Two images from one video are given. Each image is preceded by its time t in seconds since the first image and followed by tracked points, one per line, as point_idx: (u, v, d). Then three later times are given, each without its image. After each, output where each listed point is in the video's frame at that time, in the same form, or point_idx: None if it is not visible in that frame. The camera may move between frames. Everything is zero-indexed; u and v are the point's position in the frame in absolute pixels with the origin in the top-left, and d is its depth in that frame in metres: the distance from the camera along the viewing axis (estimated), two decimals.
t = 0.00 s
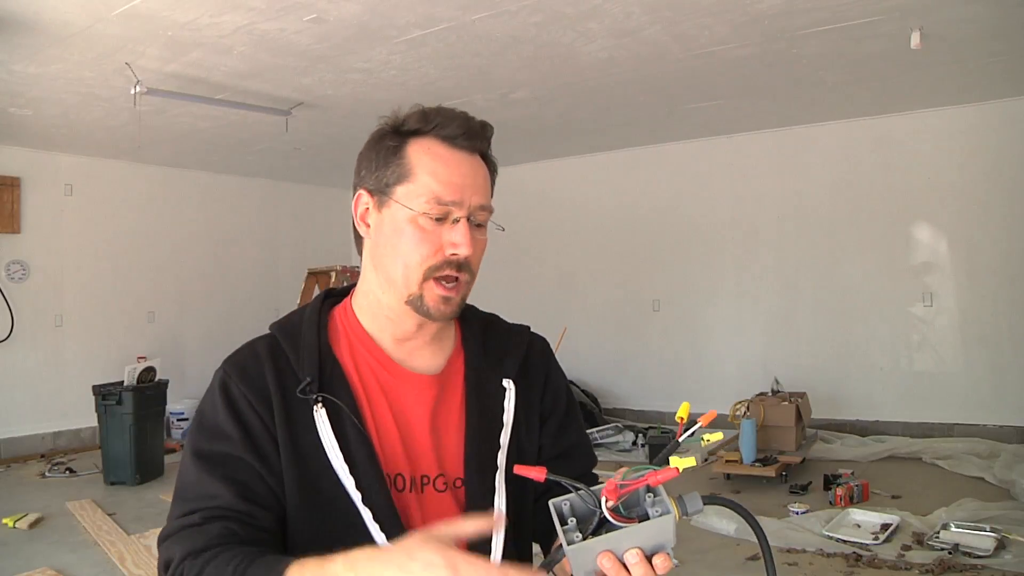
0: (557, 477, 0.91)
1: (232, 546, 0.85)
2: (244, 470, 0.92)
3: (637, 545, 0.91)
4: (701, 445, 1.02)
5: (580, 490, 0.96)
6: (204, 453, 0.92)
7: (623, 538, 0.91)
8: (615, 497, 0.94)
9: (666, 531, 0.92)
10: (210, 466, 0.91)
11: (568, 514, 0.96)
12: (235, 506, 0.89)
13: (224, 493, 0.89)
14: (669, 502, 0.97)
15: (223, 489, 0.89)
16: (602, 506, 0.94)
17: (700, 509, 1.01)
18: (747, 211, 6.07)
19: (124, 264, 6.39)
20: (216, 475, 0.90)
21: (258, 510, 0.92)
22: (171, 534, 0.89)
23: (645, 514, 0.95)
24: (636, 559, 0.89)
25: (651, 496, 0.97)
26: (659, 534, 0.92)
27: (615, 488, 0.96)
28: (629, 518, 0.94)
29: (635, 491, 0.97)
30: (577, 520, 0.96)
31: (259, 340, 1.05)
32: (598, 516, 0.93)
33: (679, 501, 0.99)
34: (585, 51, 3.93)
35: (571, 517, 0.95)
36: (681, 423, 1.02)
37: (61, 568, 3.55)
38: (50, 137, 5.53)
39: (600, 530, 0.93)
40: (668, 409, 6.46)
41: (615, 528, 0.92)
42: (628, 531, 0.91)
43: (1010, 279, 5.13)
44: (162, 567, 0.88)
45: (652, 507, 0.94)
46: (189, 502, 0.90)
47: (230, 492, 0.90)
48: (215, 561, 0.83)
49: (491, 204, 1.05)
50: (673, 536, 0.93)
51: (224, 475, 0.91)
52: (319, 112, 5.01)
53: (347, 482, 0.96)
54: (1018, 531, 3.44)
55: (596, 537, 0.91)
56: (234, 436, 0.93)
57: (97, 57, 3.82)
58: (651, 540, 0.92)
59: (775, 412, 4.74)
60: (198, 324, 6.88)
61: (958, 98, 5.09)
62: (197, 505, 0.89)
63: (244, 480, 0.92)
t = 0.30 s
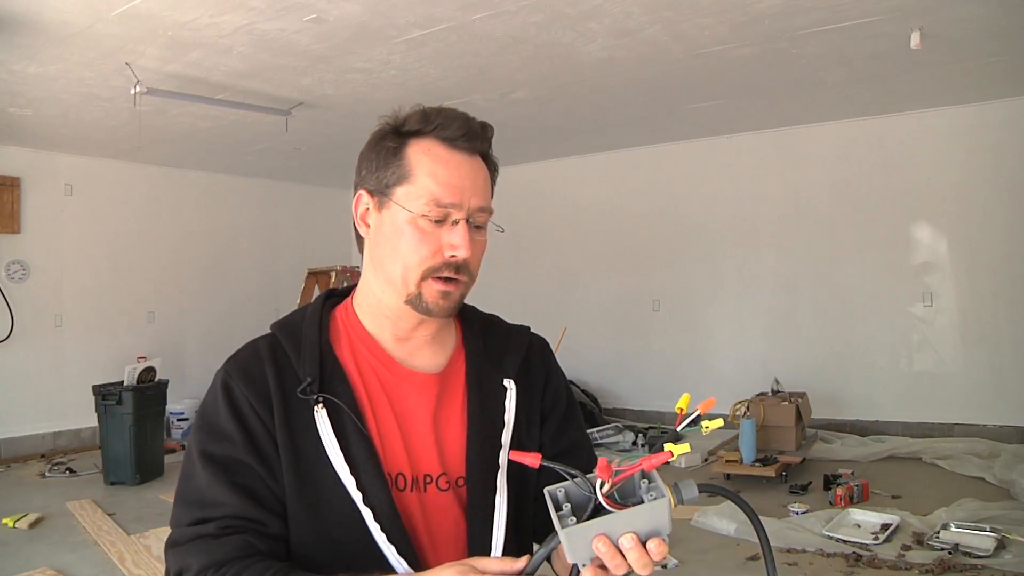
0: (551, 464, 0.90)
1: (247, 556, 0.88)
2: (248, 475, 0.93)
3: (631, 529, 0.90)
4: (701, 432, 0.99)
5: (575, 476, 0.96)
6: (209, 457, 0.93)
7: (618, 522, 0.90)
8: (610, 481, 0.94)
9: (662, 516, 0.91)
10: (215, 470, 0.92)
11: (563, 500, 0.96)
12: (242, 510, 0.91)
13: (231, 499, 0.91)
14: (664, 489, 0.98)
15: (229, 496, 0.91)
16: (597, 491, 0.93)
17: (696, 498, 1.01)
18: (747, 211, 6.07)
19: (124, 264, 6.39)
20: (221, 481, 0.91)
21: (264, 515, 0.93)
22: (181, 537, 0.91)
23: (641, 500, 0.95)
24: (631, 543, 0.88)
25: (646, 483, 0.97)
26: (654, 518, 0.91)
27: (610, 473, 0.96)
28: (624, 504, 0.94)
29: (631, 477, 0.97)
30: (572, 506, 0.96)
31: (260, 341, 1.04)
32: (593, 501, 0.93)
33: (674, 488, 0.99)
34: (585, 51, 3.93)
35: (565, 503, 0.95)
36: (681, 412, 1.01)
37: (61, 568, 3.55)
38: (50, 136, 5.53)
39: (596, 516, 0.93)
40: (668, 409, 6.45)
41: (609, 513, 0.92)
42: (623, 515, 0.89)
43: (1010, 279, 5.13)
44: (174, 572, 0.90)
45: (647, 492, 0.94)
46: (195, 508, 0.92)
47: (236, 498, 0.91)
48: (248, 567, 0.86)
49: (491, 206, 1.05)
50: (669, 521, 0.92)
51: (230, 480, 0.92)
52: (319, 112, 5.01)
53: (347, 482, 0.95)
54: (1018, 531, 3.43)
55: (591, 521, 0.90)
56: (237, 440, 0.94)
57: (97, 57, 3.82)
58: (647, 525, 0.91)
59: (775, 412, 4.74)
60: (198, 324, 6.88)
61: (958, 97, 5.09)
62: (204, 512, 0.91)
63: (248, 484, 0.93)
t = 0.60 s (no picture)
0: (564, 461, 0.92)
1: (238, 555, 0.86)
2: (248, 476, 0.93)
3: (637, 529, 0.90)
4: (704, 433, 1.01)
5: (584, 475, 0.97)
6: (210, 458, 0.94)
7: (626, 522, 0.90)
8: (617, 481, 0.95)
9: (669, 515, 0.91)
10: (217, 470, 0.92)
11: (572, 498, 0.97)
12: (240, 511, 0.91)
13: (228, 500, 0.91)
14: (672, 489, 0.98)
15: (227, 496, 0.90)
16: (605, 491, 0.94)
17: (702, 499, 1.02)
18: (747, 211, 6.07)
19: (124, 264, 6.39)
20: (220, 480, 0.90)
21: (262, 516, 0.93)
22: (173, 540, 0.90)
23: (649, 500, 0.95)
24: (637, 543, 0.88)
25: (654, 483, 0.97)
26: (662, 519, 0.91)
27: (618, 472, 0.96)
28: (632, 504, 0.94)
29: (638, 477, 0.97)
30: (581, 505, 0.97)
31: (262, 341, 1.05)
32: (602, 501, 0.93)
33: (682, 489, 0.99)
34: (586, 51, 3.93)
35: (574, 501, 0.96)
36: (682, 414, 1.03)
37: (61, 568, 3.55)
38: (50, 137, 5.53)
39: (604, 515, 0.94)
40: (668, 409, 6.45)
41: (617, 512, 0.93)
42: (631, 515, 0.90)
43: (1010, 279, 5.13)
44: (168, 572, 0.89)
45: (655, 492, 0.95)
46: (193, 509, 0.91)
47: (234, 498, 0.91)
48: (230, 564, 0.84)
49: (484, 200, 1.06)
50: (675, 521, 0.91)
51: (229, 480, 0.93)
52: (319, 112, 5.01)
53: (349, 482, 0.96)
54: (1018, 531, 3.43)
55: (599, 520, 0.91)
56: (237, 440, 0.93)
57: (97, 57, 3.82)
58: (654, 524, 0.91)
59: (775, 412, 4.74)
60: (198, 324, 6.88)
61: (958, 97, 5.09)
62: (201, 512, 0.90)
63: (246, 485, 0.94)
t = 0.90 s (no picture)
0: (561, 475, 0.93)
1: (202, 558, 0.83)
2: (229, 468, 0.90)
3: (636, 544, 0.91)
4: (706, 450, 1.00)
5: (584, 490, 0.96)
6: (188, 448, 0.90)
7: (623, 538, 0.91)
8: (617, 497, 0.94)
9: (666, 532, 0.92)
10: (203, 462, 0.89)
11: (571, 513, 0.97)
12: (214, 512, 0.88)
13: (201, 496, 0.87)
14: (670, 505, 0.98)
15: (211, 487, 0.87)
16: (604, 506, 0.94)
17: (702, 514, 1.01)
18: (747, 211, 6.07)
19: (124, 264, 6.40)
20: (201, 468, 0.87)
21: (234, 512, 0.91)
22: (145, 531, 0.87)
23: (648, 516, 0.96)
24: (634, 559, 0.89)
25: (653, 498, 0.97)
26: (659, 537, 0.92)
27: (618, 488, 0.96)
28: (632, 520, 0.95)
29: (638, 493, 0.97)
30: (580, 519, 0.97)
31: (264, 337, 1.04)
32: (600, 516, 0.94)
33: (681, 505, 0.99)
34: (586, 51, 3.93)
35: (573, 516, 0.96)
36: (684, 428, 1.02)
37: (61, 568, 3.55)
38: (50, 137, 5.53)
39: (602, 530, 0.94)
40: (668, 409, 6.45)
41: (616, 527, 0.93)
42: (629, 531, 0.91)
43: (1010, 279, 5.13)
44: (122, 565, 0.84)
45: (653, 509, 0.95)
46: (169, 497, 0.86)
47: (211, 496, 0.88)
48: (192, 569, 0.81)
49: (477, 191, 1.06)
50: (674, 537, 0.92)
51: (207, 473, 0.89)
52: (319, 112, 5.01)
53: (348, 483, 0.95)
54: (1018, 531, 3.43)
55: (597, 536, 0.92)
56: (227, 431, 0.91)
57: (97, 57, 3.82)
58: (652, 540, 0.92)
59: (775, 412, 4.73)
60: (198, 324, 6.88)
61: (958, 97, 5.09)
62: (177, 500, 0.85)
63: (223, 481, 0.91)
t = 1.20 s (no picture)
0: (565, 484, 0.91)
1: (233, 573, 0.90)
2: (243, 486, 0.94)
3: (638, 551, 0.92)
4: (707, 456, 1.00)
5: (587, 496, 0.95)
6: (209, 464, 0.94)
7: (626, 545, 0.91)
8: (620, 504, 0.94)
9: (669, 539, 0.92)
10: (222, 478, 0.93)
11: (574, 519, 0.96)
12: (235, 527, 0.91)
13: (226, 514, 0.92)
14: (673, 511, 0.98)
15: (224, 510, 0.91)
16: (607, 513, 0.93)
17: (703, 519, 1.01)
18: (747, 211, 6.07)
19: (124, 264, 6.39)
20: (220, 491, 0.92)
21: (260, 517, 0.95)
22: (181, 549, 0.93)
23: (649, 522, 0.95)
24: (636, 566, 0.90)
25: (655, 504, 0.97)
26: (661, 545, 0.92)
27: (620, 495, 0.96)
28: (634, 526, 0.95)
29: (640, 500, 0.96)
30: (583, 525, 0.96)
31: (267, 342, 1.05)
32: (604, 523, 0.93)
33: (682, 511, 0.99)
34: (586, 51, 3.93)
35: (576, 523, 0.95)
36: (685, 431, 1.02)
37: (62, 568, 3.55)
38: (50, 136, 5.53)
39: (605, 536, 0.94)
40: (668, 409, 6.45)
41: (618, 535, 0.93)
42: (631, 539, 0.91)
43: (1010, 279, 5.14)
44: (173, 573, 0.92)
45: (656, 516, 0.95)
46: (195, 520, 0.93)
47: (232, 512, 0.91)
48: None
49: (466, 183, 1.06)
50: (675, 545, 0.93)
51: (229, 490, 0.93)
52: (319, 112, 5.01)
53: (351, 485, 0.95)
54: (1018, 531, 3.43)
55: (600, 545, 0.91)
56: (236, 450, 0.94)
57: (97, 57, 3.82)
58: (654, 547, 0.92)
59: (775, 412, 4.74)
60: (198, 323, 6.88)
61: (958, 98, 5.10)
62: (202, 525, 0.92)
63: (246, 494, 0.94)
